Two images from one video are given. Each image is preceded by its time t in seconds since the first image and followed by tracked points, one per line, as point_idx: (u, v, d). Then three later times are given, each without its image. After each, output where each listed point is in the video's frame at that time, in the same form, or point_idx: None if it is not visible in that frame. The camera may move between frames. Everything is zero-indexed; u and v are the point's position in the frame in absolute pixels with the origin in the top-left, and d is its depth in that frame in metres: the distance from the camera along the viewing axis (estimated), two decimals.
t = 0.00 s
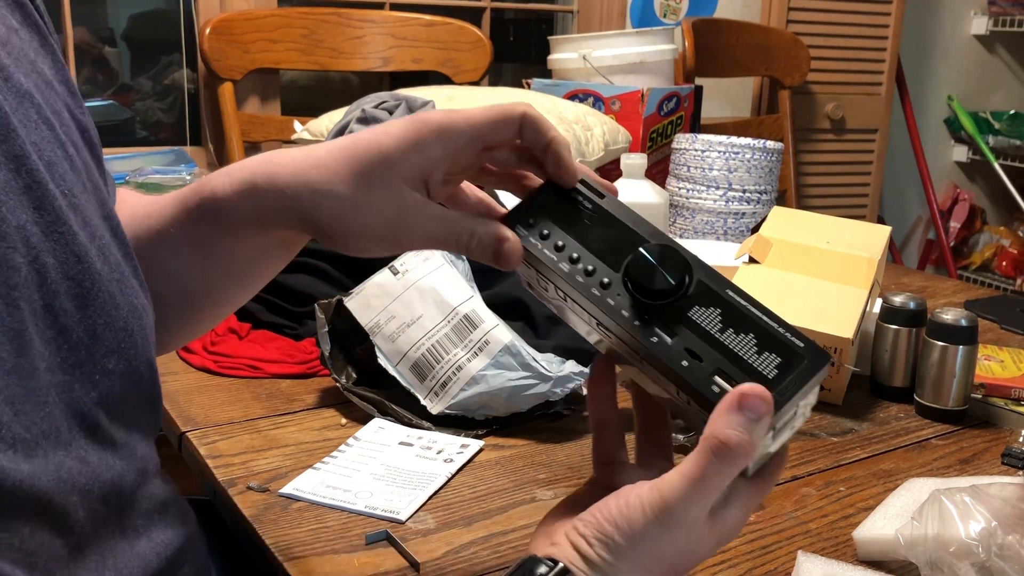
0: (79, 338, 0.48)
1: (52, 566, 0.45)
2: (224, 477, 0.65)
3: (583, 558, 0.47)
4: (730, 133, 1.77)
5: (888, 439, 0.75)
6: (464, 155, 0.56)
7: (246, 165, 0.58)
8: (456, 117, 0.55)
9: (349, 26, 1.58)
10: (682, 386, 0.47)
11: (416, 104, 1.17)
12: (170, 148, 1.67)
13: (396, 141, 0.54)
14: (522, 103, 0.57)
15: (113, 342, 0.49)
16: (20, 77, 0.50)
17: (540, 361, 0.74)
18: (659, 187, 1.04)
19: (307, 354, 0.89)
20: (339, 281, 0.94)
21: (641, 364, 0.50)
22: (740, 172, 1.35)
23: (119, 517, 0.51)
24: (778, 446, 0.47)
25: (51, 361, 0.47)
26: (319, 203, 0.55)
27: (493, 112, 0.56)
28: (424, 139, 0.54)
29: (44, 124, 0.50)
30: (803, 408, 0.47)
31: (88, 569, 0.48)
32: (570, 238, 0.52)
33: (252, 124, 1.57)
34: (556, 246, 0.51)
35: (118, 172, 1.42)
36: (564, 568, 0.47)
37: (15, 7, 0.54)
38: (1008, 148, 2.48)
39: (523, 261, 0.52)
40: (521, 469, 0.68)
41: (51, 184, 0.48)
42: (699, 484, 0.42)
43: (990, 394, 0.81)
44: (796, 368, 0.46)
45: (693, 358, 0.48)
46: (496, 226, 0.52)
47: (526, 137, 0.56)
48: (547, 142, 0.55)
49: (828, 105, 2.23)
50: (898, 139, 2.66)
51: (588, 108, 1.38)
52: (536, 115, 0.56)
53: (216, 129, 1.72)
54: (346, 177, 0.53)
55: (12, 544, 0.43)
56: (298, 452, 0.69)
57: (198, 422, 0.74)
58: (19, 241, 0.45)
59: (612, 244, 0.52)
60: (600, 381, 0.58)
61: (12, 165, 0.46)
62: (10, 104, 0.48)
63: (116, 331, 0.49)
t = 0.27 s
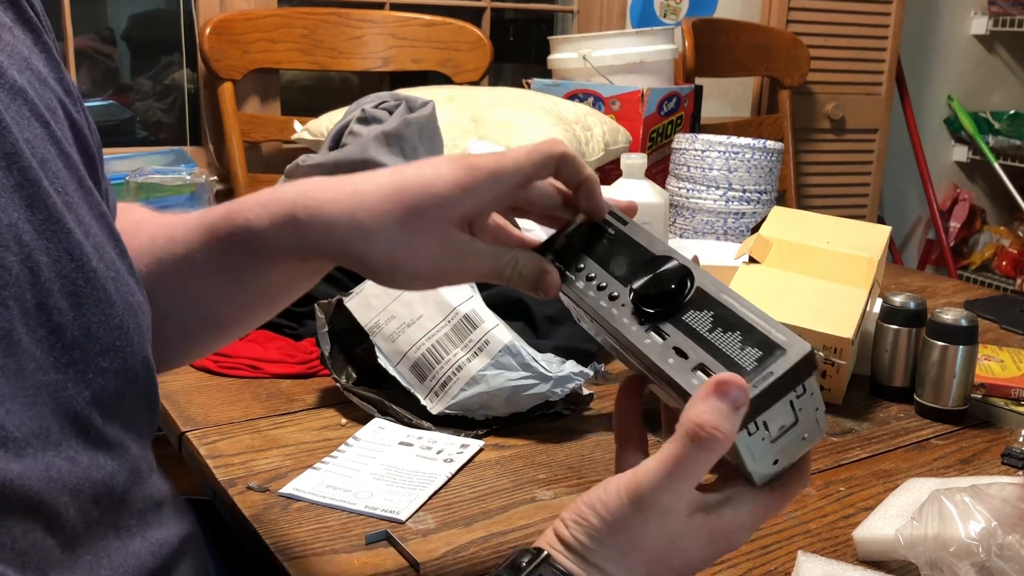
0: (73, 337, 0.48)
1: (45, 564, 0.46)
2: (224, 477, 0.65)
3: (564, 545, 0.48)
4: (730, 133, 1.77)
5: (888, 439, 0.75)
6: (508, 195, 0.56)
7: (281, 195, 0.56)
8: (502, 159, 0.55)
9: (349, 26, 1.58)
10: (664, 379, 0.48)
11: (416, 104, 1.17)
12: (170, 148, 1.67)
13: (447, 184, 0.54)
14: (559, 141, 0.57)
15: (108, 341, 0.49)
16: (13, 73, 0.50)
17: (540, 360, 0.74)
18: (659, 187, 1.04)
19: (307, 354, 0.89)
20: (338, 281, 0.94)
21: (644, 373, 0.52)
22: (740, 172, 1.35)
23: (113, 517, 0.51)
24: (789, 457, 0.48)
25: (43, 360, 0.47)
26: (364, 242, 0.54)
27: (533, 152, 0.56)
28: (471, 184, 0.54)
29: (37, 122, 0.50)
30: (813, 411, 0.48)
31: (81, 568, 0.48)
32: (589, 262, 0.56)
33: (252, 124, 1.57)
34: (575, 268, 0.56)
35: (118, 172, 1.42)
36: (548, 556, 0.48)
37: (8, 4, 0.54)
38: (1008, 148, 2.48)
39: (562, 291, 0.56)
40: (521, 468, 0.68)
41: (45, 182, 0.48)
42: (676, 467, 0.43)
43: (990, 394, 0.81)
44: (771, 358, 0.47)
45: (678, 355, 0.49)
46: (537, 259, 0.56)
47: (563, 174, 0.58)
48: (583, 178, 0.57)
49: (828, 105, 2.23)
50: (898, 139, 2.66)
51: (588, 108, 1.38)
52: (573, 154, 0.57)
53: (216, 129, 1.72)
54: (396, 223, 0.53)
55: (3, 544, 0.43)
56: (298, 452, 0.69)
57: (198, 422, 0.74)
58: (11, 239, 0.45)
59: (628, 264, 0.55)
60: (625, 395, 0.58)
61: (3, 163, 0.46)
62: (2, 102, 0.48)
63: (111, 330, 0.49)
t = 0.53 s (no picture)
0: (78, 340, 0.48)
1: (42, 562, 0.45)
2: (224, 477, 0.65)
3: (574, 552, 0.47)
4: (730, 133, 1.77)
5: (888, 439, 0.75)
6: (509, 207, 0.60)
7: (295, 221, 0.62)
8: (501, 174, 0.58)
9: (349, 26, 1.58)
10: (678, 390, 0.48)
11: (416, 104, 1.17)
12: (170, 148, 1.67)
13: (445, 203, 0.58)
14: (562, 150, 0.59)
15: (111, 344, 0.49)
16: (20, 78, 0.50)
17: (540, 360, 0.73)
18: (659, 187, 1.04)
19: (307, 354, 0.89)
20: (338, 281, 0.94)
21: (652, 376, 0.52)
22: (740, 172, 1.35)
23: (110, 519, 0.51)
24: (799, 471, 0.48)
25: (48, 362, 0.46)
26: (369, 258, 0.60)
27: (534, 165, 0.58)
28: (468, 201, 0.58)
29: (42, 128, 0.50)
30: (825, 425, 0.47)
31: (79, 568, 0.48)
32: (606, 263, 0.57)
33: (252, 124, 1.57)
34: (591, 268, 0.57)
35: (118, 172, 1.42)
36: (558, 562, 0.47)
37: (16, 12, 0.54)
38: (1008, 148, 2.48)
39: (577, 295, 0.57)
40: (521, 469, 0.68)
41: (49, 185, 0.48)
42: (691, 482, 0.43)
43: (990, 394, 0.81)
44: (790, 376, 0.46)
45: (693, 366, 0.49)
46: (547, 263, 0.58)
47: (567, 182, 0.59)
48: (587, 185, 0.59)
49: (828, 105, 2.23)
50: (898, 139, 2.66)
51: (588, 109, 1.38)
52: (575, 163, 0.58)
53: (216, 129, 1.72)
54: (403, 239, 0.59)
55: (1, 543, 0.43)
56: (298, 452, 0.69)
57: (198, 422, 0.74)
58: (16, 242, 0.45)
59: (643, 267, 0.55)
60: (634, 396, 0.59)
61: (8, 166, 0.46)
62: (7, 105, 0.48)
63: (114, 334, 0.49)
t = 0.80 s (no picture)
0: (80, 338, 0.48)
1: (41, 560, 0.46)
2: (224, 477, 0.65)
3: (583, 559, 0.47)
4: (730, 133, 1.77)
5: (888, 439, 0.75)
6: (497, 193, 0.61)
7: (288, 224, 0.64)
8: (486, 161, 0.59)
9: (349, 26, 1.58)
10: (696, 400, 0.48)
11: (415, 104, 1.17)
12: (170, 148, 1.67)
13: (433, 194, 0.60)
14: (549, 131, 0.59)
15: (113, 343, 0.49)
16: (22, 78, 0.50)
17: (541, 360, 0.73)
18: (659, 187, 1.04)
19: (307, 354, 0.89)
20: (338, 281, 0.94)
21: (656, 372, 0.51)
22: (740, 172, 1.35)
23: (110, 517, 0.51)
24: (800, 472, 0.48)
25: (49, 360, 0.46)
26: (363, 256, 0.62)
27: (521, 150, 0.59)
28: (455, 191, 0.59)
29: (43, 127, 0.50)
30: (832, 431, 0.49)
31: (78, 566, 0.48)
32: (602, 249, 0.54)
33: (252, 124, 1.57)
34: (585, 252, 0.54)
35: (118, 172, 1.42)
36: (566, 569, 0.47)
37: (17, 12, 0.54)
38: (1008, 148, 2.48)
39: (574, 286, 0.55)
40: (521, 469, 0.68)
41: (51, 184, 0.48)
42: (713, 500, 0.42)
43: (990, 393, 0.81)
44: (813, 393, 0.47)
45: (710, 375, 0.48)
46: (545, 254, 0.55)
47: (557, 164, 0.59)
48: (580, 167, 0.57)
49: (828, 106, 2.23)
50: (898, 139, 2.66)
51: (588, 109, 1.38)
52: (563, 144, 0.58)
53: (216, 129, 1.72)
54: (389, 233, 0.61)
55: None
56: (298, 452, 0.69)
57: (198, 422, 0.74)
58: (17, 239, 0.45)
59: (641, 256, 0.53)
60: (630, 389, 0.57)
61: (11, 164, 0.46)
62: (9, 104, 0.48)
63: (116, 333, 0.49)
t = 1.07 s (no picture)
0: (79, 339, 0.48)
1: (41, 563, 0.46)
2: (224, 477, 0.65)
3: (584, 557, 0.47)
4: (730, 133, 1.77)
5: (888, 439, 0.75)
6: (484, 180, 0.59)
7: (279, 221, 0.64)
8: (469, 149, 0.58)
9: (349, 26, 1.58)
10: (697, 392, 0.49)
11: (415, 104, 1.17)
12: (170, 148, 1.67)
13: (420, 185, 0.58)
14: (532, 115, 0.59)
15: (111, 343, 0.49)
16: (20, 78, 0.50)
17: (540, 360, 0.73)
18: (659, 187, 1.04)
19: (307, 354, 0.89)
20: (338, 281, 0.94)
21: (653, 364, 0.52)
22: (740, 172, 1.35)
23: (109, 519, 0.51)
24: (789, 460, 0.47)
25: (49, 361, 0.46)
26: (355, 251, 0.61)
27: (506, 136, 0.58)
28: (442, 181, 0.58)
29: (41, 128, 0.50)
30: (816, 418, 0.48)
31: (78, 569, 0.48)
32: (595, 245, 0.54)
33: (252, 124, 1.57)
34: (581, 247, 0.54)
35: (118, 172, 1.42)
36: (565, 568, 0.47)
37: (13, 12, 0.54)
38: (1008, 148, 2.48)
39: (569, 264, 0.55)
40: (521, 469, 0.68)
41: (50, 185, 0.48)
42: (711, 494, 0.42)
43: (990, 393, 0.81)
44: (812, 384, 0.49)
45: (709, 366, 0.49)
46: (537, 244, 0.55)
47: (543, 147, 0.59)
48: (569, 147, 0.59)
49: (828, 106, 2.23)
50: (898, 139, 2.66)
51: (588, 108, 1.38)
52: (549, 127, 0.58)
53: (216, 129, 1.72)
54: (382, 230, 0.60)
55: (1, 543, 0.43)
56: (298, 452, 0.69)
57: (198, 422, 0.74)
58: (17, 241, 0.45)
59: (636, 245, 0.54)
60: (614, 382, 0.57)
61: (9, 165, 0.46)
62: (6, 105, 0.48)
63: (114, 333, 0.49)
